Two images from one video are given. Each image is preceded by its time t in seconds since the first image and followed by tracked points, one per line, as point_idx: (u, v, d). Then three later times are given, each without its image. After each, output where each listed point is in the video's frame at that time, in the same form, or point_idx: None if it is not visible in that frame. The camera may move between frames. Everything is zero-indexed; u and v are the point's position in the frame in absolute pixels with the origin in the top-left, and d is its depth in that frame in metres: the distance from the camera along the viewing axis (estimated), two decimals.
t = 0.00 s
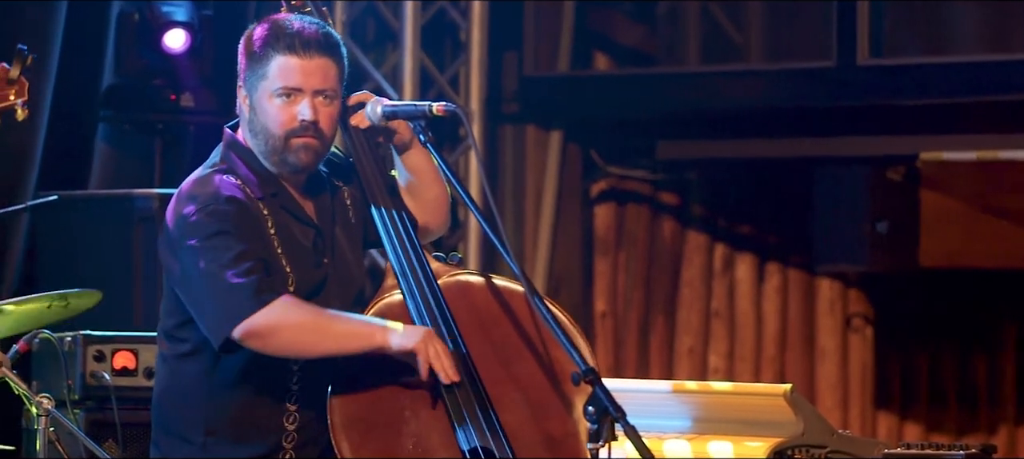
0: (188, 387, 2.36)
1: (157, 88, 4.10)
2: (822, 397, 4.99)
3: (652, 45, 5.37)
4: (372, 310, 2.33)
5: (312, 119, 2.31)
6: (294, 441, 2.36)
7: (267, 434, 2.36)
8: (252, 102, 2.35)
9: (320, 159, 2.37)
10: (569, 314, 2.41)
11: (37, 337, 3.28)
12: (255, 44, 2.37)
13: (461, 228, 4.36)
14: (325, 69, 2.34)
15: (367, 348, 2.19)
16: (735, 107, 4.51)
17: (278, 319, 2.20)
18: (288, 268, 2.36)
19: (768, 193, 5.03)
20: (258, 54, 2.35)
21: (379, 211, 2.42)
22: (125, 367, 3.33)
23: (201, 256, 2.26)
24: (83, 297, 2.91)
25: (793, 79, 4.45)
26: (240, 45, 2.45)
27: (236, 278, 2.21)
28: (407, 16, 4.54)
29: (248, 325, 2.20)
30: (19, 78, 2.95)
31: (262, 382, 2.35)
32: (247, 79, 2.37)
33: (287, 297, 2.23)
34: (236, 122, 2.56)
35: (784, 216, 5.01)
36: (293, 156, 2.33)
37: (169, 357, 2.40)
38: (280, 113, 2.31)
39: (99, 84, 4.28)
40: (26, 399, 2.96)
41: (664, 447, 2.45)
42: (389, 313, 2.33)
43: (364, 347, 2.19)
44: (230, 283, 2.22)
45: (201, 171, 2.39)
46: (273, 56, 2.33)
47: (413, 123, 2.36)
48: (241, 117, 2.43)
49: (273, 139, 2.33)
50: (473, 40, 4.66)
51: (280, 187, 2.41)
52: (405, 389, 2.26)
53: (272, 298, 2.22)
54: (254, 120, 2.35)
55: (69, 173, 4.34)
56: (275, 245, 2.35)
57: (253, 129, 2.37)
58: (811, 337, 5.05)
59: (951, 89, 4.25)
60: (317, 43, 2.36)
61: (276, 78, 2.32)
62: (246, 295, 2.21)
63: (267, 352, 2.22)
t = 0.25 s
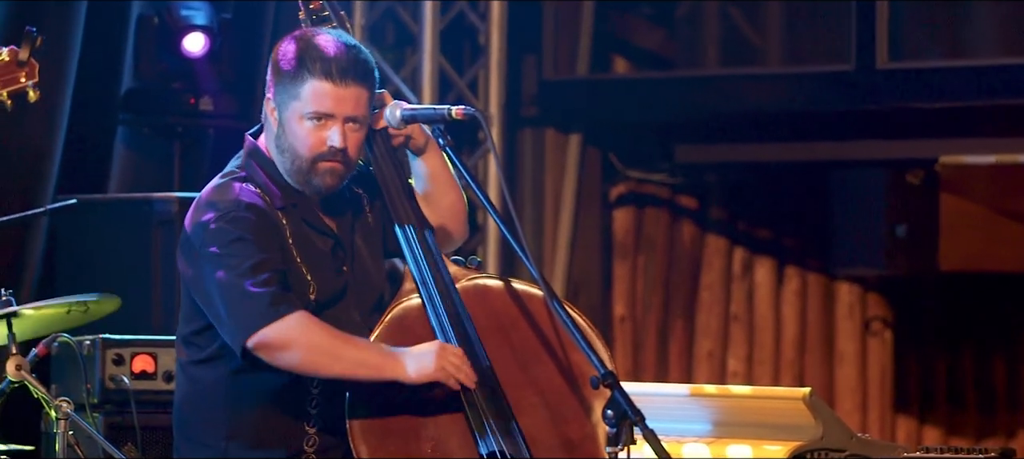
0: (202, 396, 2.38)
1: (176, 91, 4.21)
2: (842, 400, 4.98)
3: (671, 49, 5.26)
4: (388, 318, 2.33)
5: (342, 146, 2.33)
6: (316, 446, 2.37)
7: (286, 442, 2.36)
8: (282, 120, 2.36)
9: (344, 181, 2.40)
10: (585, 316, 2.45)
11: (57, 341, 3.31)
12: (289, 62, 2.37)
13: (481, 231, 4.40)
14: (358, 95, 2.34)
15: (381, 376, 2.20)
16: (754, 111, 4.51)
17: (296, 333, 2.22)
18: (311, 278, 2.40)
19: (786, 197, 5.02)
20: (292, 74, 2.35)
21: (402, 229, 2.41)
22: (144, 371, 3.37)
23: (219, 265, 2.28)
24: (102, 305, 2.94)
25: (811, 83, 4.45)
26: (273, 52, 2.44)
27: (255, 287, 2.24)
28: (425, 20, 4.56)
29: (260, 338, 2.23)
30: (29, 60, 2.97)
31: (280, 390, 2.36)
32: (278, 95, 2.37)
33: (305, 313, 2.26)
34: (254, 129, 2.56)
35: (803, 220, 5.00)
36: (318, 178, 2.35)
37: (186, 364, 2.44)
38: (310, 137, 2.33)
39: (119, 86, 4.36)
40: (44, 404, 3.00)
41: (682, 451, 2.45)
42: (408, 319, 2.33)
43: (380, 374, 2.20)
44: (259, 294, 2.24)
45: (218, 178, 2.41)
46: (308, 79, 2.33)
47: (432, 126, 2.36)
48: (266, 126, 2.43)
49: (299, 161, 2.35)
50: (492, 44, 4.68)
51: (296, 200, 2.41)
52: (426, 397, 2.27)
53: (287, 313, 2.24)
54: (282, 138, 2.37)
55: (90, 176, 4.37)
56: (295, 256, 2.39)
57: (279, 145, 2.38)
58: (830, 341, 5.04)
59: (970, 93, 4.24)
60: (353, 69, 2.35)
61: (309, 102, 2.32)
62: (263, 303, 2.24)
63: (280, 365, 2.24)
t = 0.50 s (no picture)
0: (225, 395, 2.42)
1: (197, 96, 4.22)
2: (861, 404, 4.99)
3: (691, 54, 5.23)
4: (412, 318, 2.37)
5: (358, 135, 2.34)
6: (338, 448, 2.38)
7: (311, 441, 2.38)
8: (297, 116, 2.39)
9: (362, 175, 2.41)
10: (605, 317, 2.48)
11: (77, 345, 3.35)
12: (300, 57, 2.40)
13: (501, 236, 4.41)
14: (370, 84, 2.36)
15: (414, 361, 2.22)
16: (773, 115, 4.51)
17: (326, 328, 2.24)
18: (333, 279, 2.41)
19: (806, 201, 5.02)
20: (304, 67, 2.38)
21: (424, 226, 2.44)
22: (163, 375, 3.41)
23: (244, 269, 2.30)
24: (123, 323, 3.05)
25: (831, 87, 4.44)
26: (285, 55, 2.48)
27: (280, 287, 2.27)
28: (446, 26, 4.59)
29: (291, 338, 2.25)
30: (45, 53, 2.86)
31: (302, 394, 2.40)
32: (292, 92, 2.40)
33: (336, 311, 2.27)
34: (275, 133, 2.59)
35: (822, 224, 5.01)
36: (338, 172, 2.37)
37: (210, 367, 2.47)
38: (325, 129, 2.34)
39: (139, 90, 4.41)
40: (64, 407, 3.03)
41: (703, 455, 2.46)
42: (429, 321, 2.37)
43: (414, 358, 2.22)
44: (281, 287, 2.27)
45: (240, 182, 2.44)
46: (319, 71, 2.35)
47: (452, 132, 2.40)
48: (284, 127, 2.46)
49: (319, 155, 2.36)
50: (512, 49, 4.70)
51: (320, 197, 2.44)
52: (447, 399, 2.29)
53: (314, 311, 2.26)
54: (299, 134, 2.39)
55: (111, 180, 4.40)
56: (318, 258, 2.40)
57: (298, 143, 2.40)
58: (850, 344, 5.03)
59: (991, 99, 4.25)
60: (362, 57, 2.38)
61: (323, 94, 2.34)
62: (291, 303, 2.25)
63: (312, 362, 2.26)
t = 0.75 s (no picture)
0: (247, 394, 2.43)
1: (221, 98, 4.30)
2: (886, 406, 4.97)
3: (716, 56, 5.18)
4: (433, 324, 2.37)
5: (387, 149, 2.36)
6: (362, 451, 2.38)
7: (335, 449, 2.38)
8: (328, 125, 2.40)
9: (390, 184, 2.43)
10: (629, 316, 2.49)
11: (102, 347, 3.39)
12: (333, 65, 2.41)
13: (526, 238, 4.43)
14: (402, 98, 2.37)
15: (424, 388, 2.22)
16: (798, 117, 4.51)
17: (341, 339, 2.26)
18: (357, 285, 2.44)
19: (831, 203, 5.00)
20: (337, 78, 2.38)
21: (445, 236, 2.44)
22: (190, 377, 3.46)
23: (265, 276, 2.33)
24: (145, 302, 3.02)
25: (856, 89, 4.44)
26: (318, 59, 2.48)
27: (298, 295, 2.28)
28: (471, 29, 4.62)
29: (308, 344, 2.27)
30: (73, 60, 2.92)
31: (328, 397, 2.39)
32: (323, 100, 2.41)
33: (351, 323, 2.28)
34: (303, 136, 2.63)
35: (848, 226, 4.99)
36: (365, 183, 2.40)
37: (232, 370, 2.49)
38: (356, 141, 2.36)
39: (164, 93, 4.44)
40: (90, 410, 3.07)
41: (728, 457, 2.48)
42: (451, 327, 2.37)
43: (423, 383, 2.23)
44: (301, 296, 2.28)
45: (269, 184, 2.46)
46: (352, 83, 2.36)
47: (476, 134, 2.43)
48: (313, 131, 2.47)
49: (347, 166, 2.39)
50: (537, 51, 4.72)
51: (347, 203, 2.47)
52: (470, 404, 2.31)
53: (333, 321, 2.27)
54: (329, 144, 2.40)
55: (138, 182, 4.44)
56: (342, 261, 2.43)
57: (327, 151, 2.42)
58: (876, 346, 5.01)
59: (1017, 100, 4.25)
60: (395, 71, 2.38)
61: (354, 106, 2.35)
62: (313, 310, 2.27)
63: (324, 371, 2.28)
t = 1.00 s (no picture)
0: (276, 399, 2.53)
1: (249, 99, 4.35)
2: (914, 406, 4.94)
3: (744, 58, 5.14)
4: (466, 322, 2.41)
5: (404, 137, 2.46)
6: (389, 449, 2.50)
7: (362, 448, 2.49)
8: (345, 118, 2.52)
9: (409, 176, 2.53)
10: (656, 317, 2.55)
11: (132, 348, 3.47)
12: (348, 58, 2.53)
13: (554, 239, 4.44)
14: (416, 86, 2.49)
15: (450, 391, 2.31)
16: (825, 118, 4.52)
17: (361, 356, 2.34)
18: (379, 282, 2.51)
19: (860, 204, 4.97)
20: (352, 70, 2.51)
21: (475, 226, 2.56)
22: (216, 378, 3.54)
23: (289, 285, 2.41)
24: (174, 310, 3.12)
25: (883, 89, 4.44)
26: (332, 59, 2.61)
27: (320, 311, 2.36)
28: (498, 30, 4.64)
29: (332, 365, 2.36)
30: (114, 81, 2.91)
31: (355, 397, 2.50)
32: (339, 95, 2.53)
33: (371, 336, 2.36)
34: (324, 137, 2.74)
35: (876, 227, 4.97)
36: (385, 174, 2.49)
37: (260, 370, 2.57)
38: (372, 131, 2.47)
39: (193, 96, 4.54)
40: (118, 411, 3.16)
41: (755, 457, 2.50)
42: (484, 323, 2.42)
43: (447, 390, 2.31)
44: (322, 309, 2.36)
45: (293, 184, 2.57)
46: (366, 73, 2.48)
47: (504, 134, 2.47)
48: (333, 129, 2.60)
49: (366, 158, 2.49)
50: (565, 52, 4.73)
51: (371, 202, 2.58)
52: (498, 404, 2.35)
53: (352, 339, 2.35)
54: (347, 136, 2.52)
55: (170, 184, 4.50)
56: (365, 261, 2.51)
57: (346, 145, 2.53)
58: (904, 347, 4.99)
59: None
60: (406, 60, 2.50)
61: (369, 96, 2.47)
62: (332, 332, 2.35)
63: (347, 384, 2.38)
